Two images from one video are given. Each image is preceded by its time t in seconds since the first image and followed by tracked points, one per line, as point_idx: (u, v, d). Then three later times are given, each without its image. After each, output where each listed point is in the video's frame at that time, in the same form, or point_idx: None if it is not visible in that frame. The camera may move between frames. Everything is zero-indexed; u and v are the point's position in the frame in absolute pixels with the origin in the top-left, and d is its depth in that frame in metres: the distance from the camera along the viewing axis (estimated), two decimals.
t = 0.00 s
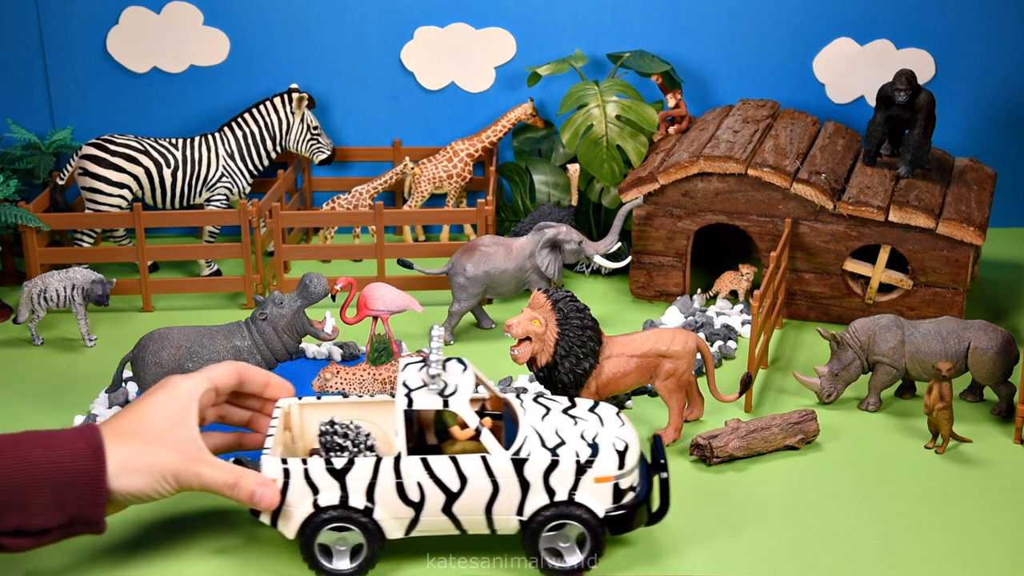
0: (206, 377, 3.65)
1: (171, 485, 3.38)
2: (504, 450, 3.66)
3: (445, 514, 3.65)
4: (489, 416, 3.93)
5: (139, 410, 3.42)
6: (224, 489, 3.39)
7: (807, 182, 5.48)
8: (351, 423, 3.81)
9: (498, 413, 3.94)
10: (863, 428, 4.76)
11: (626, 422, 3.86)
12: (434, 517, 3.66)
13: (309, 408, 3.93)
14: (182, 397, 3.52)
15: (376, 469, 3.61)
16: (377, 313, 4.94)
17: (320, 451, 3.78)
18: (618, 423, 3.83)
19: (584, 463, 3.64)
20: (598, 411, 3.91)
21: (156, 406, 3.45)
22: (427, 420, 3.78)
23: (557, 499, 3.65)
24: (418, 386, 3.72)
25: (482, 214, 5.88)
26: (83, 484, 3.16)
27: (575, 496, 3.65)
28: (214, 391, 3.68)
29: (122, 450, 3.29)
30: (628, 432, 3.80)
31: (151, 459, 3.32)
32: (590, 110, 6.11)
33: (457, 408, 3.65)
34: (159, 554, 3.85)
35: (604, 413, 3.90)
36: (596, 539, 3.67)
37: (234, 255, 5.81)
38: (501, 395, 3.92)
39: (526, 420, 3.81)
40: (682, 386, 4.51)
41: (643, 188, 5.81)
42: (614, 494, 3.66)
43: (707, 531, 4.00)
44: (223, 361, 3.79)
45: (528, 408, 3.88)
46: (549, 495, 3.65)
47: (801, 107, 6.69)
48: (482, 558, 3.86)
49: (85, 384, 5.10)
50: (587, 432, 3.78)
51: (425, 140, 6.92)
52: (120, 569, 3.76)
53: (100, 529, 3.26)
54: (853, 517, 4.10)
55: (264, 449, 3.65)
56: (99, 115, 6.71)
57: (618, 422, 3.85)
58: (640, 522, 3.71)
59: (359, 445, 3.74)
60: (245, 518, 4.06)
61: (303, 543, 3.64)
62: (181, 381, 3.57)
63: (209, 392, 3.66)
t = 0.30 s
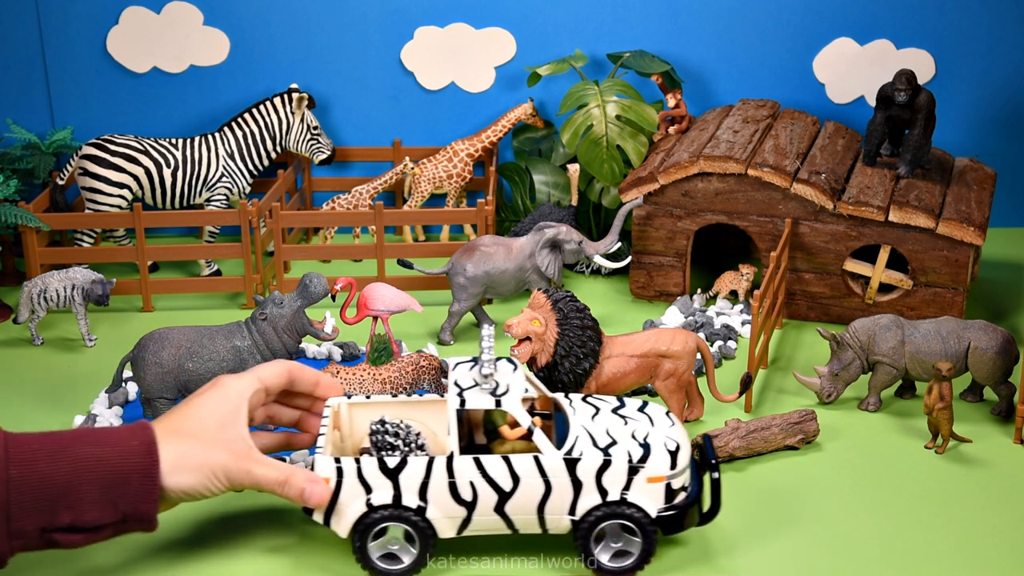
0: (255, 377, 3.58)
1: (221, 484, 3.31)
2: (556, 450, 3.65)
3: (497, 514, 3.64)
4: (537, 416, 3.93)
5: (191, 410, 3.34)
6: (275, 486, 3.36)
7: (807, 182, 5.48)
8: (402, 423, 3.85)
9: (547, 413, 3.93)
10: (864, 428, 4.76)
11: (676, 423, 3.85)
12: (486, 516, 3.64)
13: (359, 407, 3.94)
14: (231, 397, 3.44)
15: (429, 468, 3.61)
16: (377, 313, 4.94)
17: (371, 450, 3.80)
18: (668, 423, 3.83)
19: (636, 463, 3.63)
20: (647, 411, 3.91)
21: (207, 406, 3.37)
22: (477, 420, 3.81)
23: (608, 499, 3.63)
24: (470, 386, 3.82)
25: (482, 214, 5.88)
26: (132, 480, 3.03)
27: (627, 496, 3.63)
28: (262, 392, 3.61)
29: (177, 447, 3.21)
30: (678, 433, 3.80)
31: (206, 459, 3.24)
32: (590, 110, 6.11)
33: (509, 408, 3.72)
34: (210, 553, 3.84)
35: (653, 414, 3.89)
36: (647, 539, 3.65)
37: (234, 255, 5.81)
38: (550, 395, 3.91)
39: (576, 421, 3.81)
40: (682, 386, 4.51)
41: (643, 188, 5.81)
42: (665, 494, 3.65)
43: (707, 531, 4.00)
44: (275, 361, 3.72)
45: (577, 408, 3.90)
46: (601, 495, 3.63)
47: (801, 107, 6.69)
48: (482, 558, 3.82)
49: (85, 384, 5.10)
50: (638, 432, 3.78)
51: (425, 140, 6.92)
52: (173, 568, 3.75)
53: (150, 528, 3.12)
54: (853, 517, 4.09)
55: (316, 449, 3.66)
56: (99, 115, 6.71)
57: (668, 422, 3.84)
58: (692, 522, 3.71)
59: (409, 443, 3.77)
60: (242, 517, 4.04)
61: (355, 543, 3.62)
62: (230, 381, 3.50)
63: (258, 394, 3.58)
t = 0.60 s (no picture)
0: (286, 373, 3.48)
1: (253, 479, 3.23)
2: (601, 450, 3.62)
3: (542, 514, 3.61)
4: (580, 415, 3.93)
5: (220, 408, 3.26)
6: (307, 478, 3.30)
7: (807, 182, 5.48)
8: (445, 423, 3.85)
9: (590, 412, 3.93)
10: (864, 428, 4.76)
11: (719, 422, 3.81)
12: (532, 516, 3.62)
13: (401, 407, 3.90)
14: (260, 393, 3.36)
15: (474, 468, 3.57)
16: (377, 313, 4.94)
17: (415, 450, 3.78)
18: (711, 422, 3.79)
19: (682, 463, 3.59)
20: (690, 409, 3.87)
21: (236, 402, 3.28)
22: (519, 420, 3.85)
23: (653, 500, 3.60)
24: (514, 386, 3.74)
25: (482, 214, 5.88)
26: (167, 478, 2.89)
27: (672, 496, 3.60)
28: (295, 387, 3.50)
29: (206, 446, 3.13)
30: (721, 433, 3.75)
31: (237, 457, 3.16)
32: (590, 110, 6.11)
33: (555, 409, 3.64)
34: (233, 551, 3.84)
35: (697, 413, 3.85)
36: (694, 539, 3.61)
37: (234, 255, 5.81)
38: (593, 395, 3.91)
39: (619, 420, 3.78)
40: (683, 386, 4.49)
41: (643, 188, 5.81)
42: (711, 494, 3.61)
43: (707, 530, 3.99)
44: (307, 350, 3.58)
45: (620, 408, 3.85)
46: (647, 495, 3.60)
47: (801, 107, 6.69)
48: (481, 557, 3.80)
49: (86, 384, 5.10)
50: (682, 431, 3.73)
51: (425, 140, 6.92)
52: (196, 567, 3.75)
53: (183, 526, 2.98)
54: (853, 517, 4.09)
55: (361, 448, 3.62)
56: (99, 115, 6.71)
57: (711, 421, 3.80)
58: (737, 523, 3.67)
59: (453, 442, 3.77)
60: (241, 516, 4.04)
61: (400, 543, 3.61)
62: (259, 377, 3.41)
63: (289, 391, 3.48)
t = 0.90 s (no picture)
0: (290, 370, 3.49)
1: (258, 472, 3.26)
2: (616, 450, 3.62)
3: (557, 514, 3.61)
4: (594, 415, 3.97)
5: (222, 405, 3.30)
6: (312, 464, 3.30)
7: (807, 182, 5.48)
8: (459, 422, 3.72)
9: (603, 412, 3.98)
10: (864, 428, 4.76)
11: (733, 423, 3.81)
12: (546, 517, 3.62)
13: (414, 407, 3.91)
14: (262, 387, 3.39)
15: (489, 467, 3.58)
16: (377, 313, 4.94)
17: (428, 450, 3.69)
18: (725, 422, 3.79)
19: (696, 463, 3.60)
20: (704, 410, 3.87)
21: (239, 399, 3.32)
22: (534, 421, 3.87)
23: (668, 499, 3.60)
24: (529, 386, 3.75)
25: (482, 214, 5.88)
26: (171, 474, 2.95)
27: (686, 496, 3.60)
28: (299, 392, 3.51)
29: (208, 441, 3.17)
30: (735, 433, 3.75)
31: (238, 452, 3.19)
32: (590, 110, 6.11)
33: (571, 409, 3.64)
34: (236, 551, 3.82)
35: (710, 413, 3.86)
36: (708, 539, 3.61)
37: (234, 255, 5.81)
38: (607, 395, 3.92)
39: (634, 420, 3.77)
40: (683, 386, 4.49)
41: (643, 188, 5.81)
42: (725, 494, 3.61)
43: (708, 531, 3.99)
44: (321, 367, 3.57)
45: (634, 408, 3.86)
46: (661, 495, 3.60)
47: (801, 107, 6.69)
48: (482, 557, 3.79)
49: (86, 384, 5.10)
50: (696, 431, 3.73)
51: (425, 140, 6.92)
52: (200, 566, 3.74)
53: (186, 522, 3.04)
54: (854, 518, 4.09)
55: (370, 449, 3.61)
56: (99, 115, 6.71)
57: (725, 422, 3.80)
58: (750, 523, 3.67)
59: (467, 442, 3.65)
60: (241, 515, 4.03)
61: (415, 543, 3.60)
62: (262, 373, 3.43)
63: (293, 391, 3.49)
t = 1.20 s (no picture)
0: (277, 356, 3.46)
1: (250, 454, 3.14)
2: (607, 450, 3.62)
3: (547, 514, 3.61)
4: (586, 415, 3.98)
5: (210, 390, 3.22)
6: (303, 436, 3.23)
7: (807, 182, 5.48)
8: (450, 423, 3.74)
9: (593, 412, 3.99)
10: (864, 428, 4.76)
11: (724, 423, 3.81)
12: (537, 517, 3.62)
13: (406, 407, 3.88)
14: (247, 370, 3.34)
15: (480, 467, 3.57)
16: (377, 313, 4.94)
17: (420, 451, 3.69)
18: (716, 422, 3.79)
19: (687, 463, 3.59)
20: (695, 410, 3.88)
21: (223, 385, 3.24)
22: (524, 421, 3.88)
23: (659, 500, 3.60)
24: (520, 386, 3.74)
25: (482, 214, 5.88)
26: (164, 462, 2.73)
27: (678, 496, 3.59)
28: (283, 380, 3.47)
29: (195, 427, 3.07)
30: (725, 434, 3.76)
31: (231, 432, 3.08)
32: (590, 110, 6.11)
33: (562, 410, 3.64)
34: (229, 552, 3.82)
35: (702, 413, 3.86)
36: (698, 540, 3.61)
37: (234, 255, 5.81)
38: (598, 394, 3.92)
39: (625, 420, 3.78)
40: (683, 386, 4.50)
41: (643, 188, 5.81)
42: (716, 494, 3.61)
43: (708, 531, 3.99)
44: (308, 360, 3.55)
45: (625, 408, 3.86)
46: (652, 495, 3.60)
47: (801, 107, 6.69)
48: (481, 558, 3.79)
49: (86, 384, 5.10)
50: (687, 431, 3.73)
51: (425, 140, 6.92)
52: (198, 565, 3.73)
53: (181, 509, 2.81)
54: (854, 518, 4.08)
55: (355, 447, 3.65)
56: (99, 115, 6.71)
57: (716, 422, 3.80)
58: (741, 523, 3.67)
59: (458, 443, 3.67)
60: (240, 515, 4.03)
61: (405, 544, 3.60)
62: (248, 358, 3.39)
63: (280, 376, 3.45)
